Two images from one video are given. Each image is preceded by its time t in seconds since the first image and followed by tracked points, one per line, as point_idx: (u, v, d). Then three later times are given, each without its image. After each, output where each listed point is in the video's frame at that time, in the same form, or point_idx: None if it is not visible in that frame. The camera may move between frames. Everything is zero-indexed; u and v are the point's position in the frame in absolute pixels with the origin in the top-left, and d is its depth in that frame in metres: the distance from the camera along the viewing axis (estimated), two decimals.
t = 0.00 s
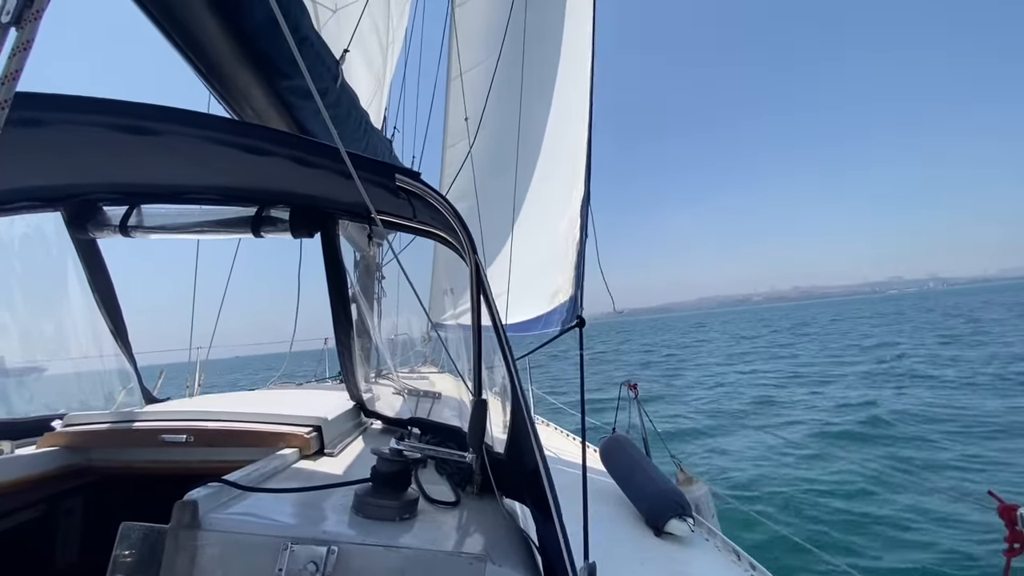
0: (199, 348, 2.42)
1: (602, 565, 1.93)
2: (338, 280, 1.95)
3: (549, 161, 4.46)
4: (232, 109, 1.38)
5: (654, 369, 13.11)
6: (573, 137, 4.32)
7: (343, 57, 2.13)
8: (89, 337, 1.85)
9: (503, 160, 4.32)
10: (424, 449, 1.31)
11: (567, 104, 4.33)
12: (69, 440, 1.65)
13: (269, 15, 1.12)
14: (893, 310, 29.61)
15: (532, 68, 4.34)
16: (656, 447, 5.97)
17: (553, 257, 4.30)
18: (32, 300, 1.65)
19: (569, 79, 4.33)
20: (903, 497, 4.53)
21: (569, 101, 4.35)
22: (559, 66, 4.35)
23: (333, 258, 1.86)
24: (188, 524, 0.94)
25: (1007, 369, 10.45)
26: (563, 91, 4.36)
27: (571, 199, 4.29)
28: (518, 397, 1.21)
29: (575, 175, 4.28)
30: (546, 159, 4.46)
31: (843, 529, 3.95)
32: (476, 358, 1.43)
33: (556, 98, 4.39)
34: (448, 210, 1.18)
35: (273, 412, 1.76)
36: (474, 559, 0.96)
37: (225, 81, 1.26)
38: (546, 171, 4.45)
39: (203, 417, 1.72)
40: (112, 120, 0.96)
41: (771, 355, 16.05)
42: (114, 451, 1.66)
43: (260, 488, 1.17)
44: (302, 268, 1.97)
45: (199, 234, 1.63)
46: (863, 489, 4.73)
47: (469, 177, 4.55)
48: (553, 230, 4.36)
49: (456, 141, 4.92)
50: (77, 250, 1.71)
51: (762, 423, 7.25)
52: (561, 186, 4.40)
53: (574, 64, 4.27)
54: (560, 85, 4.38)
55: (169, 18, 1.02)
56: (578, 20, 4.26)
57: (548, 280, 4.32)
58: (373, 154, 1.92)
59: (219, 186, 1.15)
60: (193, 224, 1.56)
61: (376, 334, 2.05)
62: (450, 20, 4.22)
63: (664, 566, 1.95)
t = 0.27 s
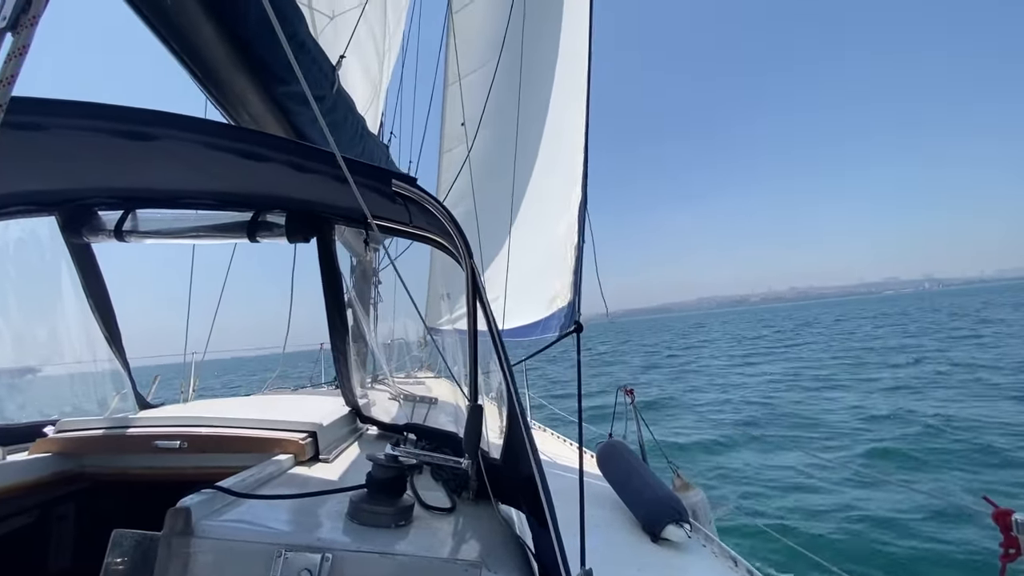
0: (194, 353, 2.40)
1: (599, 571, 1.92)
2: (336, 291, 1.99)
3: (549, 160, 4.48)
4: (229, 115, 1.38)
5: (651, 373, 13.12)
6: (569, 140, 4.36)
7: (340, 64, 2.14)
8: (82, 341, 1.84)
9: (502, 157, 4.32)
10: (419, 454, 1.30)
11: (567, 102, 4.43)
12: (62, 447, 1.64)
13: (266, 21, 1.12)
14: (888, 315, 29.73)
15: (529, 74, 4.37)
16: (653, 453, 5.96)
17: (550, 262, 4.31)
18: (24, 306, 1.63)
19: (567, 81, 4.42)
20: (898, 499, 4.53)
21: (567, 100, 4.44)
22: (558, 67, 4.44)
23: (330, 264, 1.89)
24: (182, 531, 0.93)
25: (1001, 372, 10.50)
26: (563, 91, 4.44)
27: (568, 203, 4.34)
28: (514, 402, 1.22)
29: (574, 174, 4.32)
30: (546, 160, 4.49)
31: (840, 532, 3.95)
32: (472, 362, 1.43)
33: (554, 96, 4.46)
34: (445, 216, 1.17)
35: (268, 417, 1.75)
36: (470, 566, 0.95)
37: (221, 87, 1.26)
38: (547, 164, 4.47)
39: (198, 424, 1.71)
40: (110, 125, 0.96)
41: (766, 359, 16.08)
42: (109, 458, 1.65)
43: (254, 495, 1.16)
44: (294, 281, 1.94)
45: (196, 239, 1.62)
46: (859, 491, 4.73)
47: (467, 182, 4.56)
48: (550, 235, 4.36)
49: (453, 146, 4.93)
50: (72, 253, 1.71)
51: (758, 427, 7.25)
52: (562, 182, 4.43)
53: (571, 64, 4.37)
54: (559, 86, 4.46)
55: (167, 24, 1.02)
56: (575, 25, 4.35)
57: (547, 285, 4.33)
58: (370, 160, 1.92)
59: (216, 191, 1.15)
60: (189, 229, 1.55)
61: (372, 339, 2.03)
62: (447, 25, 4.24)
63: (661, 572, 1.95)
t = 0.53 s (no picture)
0: (188, 357, 2.43)
1: None
2: (330, 299, 1.97)
3: (543, 164, 4.50)
4: (223, 122, 1.37)
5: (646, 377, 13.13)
6: (564, 145, 4.36)
7: (336, 71, 2.14)
8: (74, 348, 1.84)
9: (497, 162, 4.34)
10: (412, 461, 1.32)
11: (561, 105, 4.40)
12: (54, 454, 1.63)
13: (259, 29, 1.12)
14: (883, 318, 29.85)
15: (525, 79, 4.39)
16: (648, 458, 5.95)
17: (546, 267, 4.32)
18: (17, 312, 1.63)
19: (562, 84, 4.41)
20: (893, 501, 4.54)
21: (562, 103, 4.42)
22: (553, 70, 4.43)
23: (325, 275, 1.88)
24: (172, 540, 0.93)
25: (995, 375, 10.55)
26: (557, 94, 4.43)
27: (565, 204, 4.34)
28: (508, 410, 1.21)
29: (570, 176, 4.32)
30: (541, 163, 4.50)
31: (835, 535, 3.95)
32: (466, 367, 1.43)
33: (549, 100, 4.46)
34: (438, 224, 1.17)
35: (262, 424, 1.74)
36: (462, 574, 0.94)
37: (215, 94, 1.26)
38: (543, 169, 4.49)
39: (190, 431, 1.70)
40: (102, 133, 0.95)
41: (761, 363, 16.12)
42: (100, 466, 1.64)
43: (247, 503, 1.16)
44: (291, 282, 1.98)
45: (190, 245, 1.62)
46: (854, 495, 4.74)
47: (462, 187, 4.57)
48: (545, 241, 4.38)
49: (449, 152, 4.95)
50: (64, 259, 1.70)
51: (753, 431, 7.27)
52: (558, 183, 4.44)
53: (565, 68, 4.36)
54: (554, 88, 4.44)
55: (160, 32, 1.02)
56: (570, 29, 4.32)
57: (542, 291, 4.34)
58: (365, 166, 1.92)
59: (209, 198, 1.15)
60: (183, 235, 1.55)
61: (367, 345, 2.06)
62: (443, 32, 4.26)
63: None
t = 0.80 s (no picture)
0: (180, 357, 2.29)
1: None
2: (321, 301, 1.98)
3: (538, 164, 4.51)
4: (212, 114, 1.35)
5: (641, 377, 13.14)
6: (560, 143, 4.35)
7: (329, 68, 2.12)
8: (59, 347, 1.80)
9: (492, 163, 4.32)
10: (404, 459, 1.31)
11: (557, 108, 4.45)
12: (38, 454, 1.60)
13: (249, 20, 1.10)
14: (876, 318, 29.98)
15: (521, 80, 4.37)
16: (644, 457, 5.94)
17: (540, 266, 4.34)
18: None
19: (557, 86, 4.45)
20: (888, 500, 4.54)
21: (558, 106, 4.47)
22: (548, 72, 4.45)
23: (315, 270, 1.86)
24: (155, 540, 0.90)
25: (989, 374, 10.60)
26: (551, 97, 4.47)
27: (560, 203, 4.39)
28: (500, 409, 1.19)
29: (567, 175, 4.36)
30: (535, 163, 4.51)
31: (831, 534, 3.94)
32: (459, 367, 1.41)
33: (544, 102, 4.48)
34: (430, 217, 1.16)
35: (252, 424, 1.72)
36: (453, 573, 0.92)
37: (204, 86, 1.23)
38: (537, 170, 4.49)
39: (179, 431, 1.67)
40: (83, 121, 0.94)
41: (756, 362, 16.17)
42: (87, 466, 1.61)
43: (235, 503, 1.13)
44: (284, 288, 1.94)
45: (178, 241, 1.59)
46: (850, 493, 4.74)
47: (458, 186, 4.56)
48: (540, 241, 4.38)
49: (445, 152, 4.92)
50: (49, 255, 1.66)
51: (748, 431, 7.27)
52: (554, 183, 4.47)
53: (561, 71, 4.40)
54: (549, 90, 4.48)
55: (146, 20, 1.00)
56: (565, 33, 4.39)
57: (537, 291, 4.33)
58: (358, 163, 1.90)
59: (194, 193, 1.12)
60: (171, 232, 1.52)
61: (360, 345, 2.01)
62: (439, 31, 4.24)
63: None
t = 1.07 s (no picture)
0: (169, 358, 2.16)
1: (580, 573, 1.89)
2: (310, 304, 1.98)
3: (533, 161, 4.40)
4: (195, 105, 1.32)
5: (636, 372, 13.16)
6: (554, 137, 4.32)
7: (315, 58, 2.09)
8: (43, 346, 1.77)
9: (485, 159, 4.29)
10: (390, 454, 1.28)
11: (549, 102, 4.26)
12: (19, 450, 1.57)
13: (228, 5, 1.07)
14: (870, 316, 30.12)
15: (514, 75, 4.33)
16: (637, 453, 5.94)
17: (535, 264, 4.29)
18: None
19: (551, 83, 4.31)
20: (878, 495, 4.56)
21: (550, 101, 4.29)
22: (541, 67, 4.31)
23: (303, 267, 1.85)
24: (130, 536, 0.88)
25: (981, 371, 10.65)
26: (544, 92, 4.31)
27: (554, 199, 4.25)
28: (486, 404, 1.18)
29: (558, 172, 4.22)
30: (530, 159, 4.42)
31: (821, 529, 3.96)
32: (446, 362, 1.41)
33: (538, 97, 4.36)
34: (414, 206, 1.13)
35: (238, 419, 1.70)
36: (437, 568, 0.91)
37: (185, 77, 1.21)
38: (530, 168, 4.41)
39: (163, 427, 1.65)
40: (59, 109, 0.90)
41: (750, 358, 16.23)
42: (68, 462, 1.58)
43: (217, 498, 1.12)
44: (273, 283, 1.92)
45: (161, 234, 1.57)
46: (841, 488, 4.76)
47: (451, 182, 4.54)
48: (534, 238, 4.33)
49: (438, 148, 4.89)
50: (29, 248, 1.63)
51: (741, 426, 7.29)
52: (548, 179, 4.33)
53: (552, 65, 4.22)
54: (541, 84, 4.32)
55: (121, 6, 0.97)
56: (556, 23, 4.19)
57: (531, 288, 4.30)
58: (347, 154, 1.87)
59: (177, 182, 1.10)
60: (154, 224, 1.50)
61: (351, 343, 2.02)
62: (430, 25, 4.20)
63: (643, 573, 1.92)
